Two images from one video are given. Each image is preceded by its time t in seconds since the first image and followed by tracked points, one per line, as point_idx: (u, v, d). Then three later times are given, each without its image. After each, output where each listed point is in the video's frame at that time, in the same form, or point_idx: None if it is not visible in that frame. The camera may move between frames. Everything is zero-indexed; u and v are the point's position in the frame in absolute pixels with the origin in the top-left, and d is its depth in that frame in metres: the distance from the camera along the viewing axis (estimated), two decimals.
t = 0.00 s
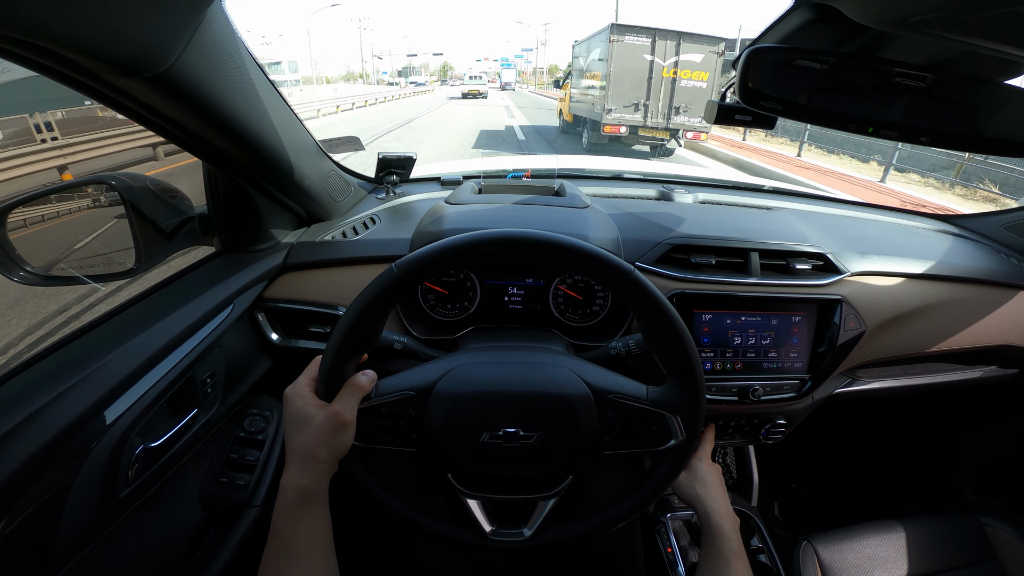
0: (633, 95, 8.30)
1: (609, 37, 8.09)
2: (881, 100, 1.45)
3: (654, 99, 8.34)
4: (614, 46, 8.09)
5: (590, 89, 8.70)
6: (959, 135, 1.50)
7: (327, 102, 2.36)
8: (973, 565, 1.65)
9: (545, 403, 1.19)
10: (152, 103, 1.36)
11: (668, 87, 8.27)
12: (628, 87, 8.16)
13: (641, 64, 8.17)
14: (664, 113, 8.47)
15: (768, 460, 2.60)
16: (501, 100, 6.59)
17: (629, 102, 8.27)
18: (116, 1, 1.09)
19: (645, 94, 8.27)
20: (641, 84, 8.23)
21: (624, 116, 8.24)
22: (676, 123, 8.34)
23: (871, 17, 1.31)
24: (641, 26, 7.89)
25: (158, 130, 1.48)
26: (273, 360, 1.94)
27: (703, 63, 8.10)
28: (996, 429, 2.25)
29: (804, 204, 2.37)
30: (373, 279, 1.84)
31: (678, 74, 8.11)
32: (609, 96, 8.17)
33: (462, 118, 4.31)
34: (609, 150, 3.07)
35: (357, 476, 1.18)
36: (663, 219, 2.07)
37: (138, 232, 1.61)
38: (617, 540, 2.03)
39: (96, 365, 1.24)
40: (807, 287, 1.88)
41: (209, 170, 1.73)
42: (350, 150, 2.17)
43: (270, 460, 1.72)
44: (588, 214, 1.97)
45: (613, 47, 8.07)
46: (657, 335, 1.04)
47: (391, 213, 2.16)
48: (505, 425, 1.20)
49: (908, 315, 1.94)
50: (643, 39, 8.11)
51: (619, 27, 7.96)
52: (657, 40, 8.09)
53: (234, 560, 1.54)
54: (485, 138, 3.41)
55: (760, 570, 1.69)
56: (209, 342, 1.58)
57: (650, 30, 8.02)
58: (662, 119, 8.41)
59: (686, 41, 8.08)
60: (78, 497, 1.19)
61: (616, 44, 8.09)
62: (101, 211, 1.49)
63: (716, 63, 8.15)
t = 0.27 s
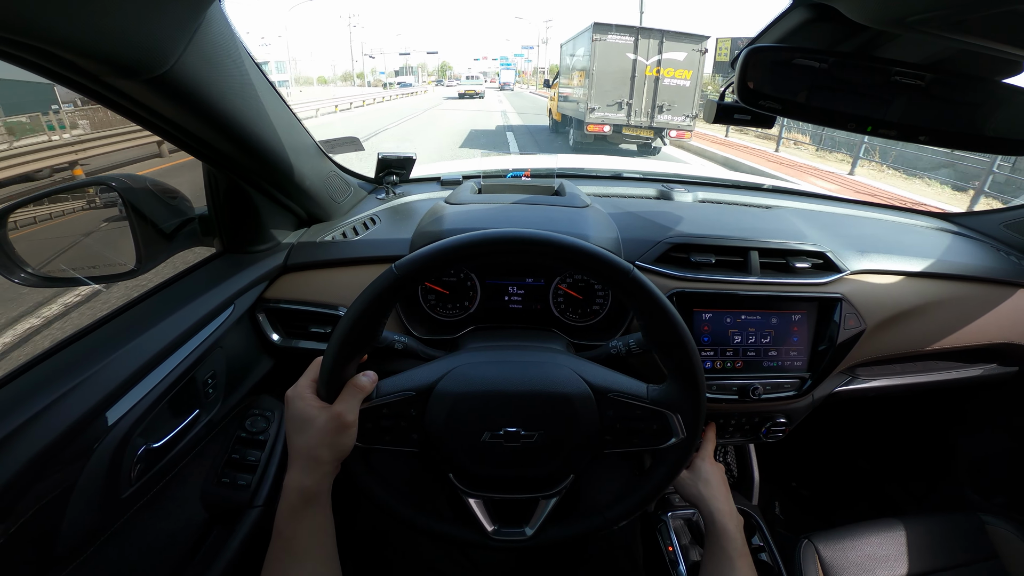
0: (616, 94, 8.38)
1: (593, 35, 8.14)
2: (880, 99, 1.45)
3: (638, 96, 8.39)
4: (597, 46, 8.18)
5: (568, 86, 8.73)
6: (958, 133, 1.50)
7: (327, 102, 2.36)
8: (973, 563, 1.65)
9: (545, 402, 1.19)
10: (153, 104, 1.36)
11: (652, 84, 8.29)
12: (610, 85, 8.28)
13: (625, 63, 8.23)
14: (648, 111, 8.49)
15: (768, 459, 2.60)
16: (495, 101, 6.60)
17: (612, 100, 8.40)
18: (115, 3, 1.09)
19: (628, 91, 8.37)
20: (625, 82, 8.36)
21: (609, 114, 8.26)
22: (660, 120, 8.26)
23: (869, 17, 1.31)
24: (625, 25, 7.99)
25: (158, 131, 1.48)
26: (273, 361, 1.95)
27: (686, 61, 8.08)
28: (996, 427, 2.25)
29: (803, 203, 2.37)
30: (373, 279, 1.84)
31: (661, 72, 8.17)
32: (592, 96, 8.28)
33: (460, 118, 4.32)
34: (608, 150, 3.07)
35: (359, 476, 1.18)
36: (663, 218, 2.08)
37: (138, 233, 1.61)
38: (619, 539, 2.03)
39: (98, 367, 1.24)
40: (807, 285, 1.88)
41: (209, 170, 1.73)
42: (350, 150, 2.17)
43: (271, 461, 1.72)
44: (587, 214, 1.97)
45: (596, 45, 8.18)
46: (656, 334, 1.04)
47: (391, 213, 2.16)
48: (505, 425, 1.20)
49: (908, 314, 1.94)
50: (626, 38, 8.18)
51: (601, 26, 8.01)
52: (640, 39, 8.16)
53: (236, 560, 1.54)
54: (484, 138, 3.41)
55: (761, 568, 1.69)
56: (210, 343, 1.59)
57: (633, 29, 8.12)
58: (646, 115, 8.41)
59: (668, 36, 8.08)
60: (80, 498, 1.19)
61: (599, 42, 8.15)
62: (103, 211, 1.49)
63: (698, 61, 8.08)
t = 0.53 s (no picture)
0: (604, 92, 8.44)
1: (579, 33, 8.17)
2: (879, 98, 1.45)
3: (624, 95, 8.43)
4: (584, 43, 8.21)
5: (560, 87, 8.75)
6: (958, 133, 1.50)
7: (327, 104, 2.36)
8: (977, 563, 1.64)
9: (546, 403, 1.19)
10: (154, 106, 1.36)
11: (637, 84, 8.27)
12: (597, 85, 8.36)
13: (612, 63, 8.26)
14: (635, 109, 8.47)
15: (770, 459, 2.60)
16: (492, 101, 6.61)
17: (598, 98, 8.46)
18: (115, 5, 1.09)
19: (615, 91, 8.43)
20: (612, 82, 8.39)
21: (595, 113, 8.32)
22: (646, 119, 8.24)
23: (869, 16, 1.31)
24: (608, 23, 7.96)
25: (159, 133, 1.48)
26: (274, 362, 1.95)
27: (674, 59, 8.07)
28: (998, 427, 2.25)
29: (803, 203, 2.37)
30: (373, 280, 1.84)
31: (648, 70, 8.07)
32: (580, 96, 8.35)
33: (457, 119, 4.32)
34: (608, 150, 3.07)
35: (361, 478, 1.18)
36: (663, 219, 2.08)
37: (139, 235, 1.61)
38: (620, 540, 2.03)
39: (98, 369, 1.24)
40: (808, 285, 1.88)
41: (209, 173, 1.74)
42: (350, 152, 2.18)
43: (272, 463, 1.72)
44: (588, 214, 1.97)
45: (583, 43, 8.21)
46: (656, 334, 1.04)
47: (392, 214, 2.17)
48: (506, 426, 1.20)
49: (908, 313, 1.94)
50: (612, 36, 8.15)
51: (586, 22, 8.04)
52: (626, 37, 8.11)
53: (238, 563, 1.54)
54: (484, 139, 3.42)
55: (764, 569, 1.68)
56: (210, 345, 1.58)
57: (618, 26, 8.08)
58: (633, 115, 8.43)
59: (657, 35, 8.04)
60: (82, 500, 1.19)
61: (586, 40, 8.18)
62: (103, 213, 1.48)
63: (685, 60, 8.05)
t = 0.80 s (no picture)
0: (592, 92, 8.43)
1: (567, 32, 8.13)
2: (880, 98, 1.45)
3: (613, 95, 8.39)
4: (569, 43, 8.18)
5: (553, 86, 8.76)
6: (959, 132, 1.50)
7: (327, 102, 2.35)
8: (974, 563, 1.65)
9: (546, 400, 1.19)
10: (153, 104, 1.36)
11: (626, 84, 8.22)
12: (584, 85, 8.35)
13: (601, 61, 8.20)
14: (624, 109, 8.47)
15: (769, 459, 2.60)
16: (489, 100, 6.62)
17: (587, 98, 8.48)
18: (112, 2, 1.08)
19: (603, 91, 8.40)
20: (599, 80, 8.34)
21: (583, 113, 8.33)
22: (635, 119, 8.16)
23: (869, 16, 1.31)
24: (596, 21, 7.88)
25: (158, 131, 1.48)
26: (274, 361, 1.95)
27: (663, 58, 7.99)
28: (997, 427, 2.25)
29: (803, 202, 2.37)
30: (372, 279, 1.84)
31: (637, 69, 7.99)
32: (564, 95, 8.39)
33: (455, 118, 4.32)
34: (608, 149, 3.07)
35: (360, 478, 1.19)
36: (663, 218, 2.07)
37: (138, 234, 1.60)
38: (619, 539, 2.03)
39: (97, 367, 1.24)
40: (808, 284, 1.88)
41: (209, 171, 1.73)
42: (350, 150, 2.17)
43: (272, 461, 1.72)
44: (587, 213, 1.97)
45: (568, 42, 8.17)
46: (655, 332, 1.04)
47: (391, 213, 2.16)
48: (505, 425, 1.20)
49: (908, 313, 1.94)
50: (601, 34, 8.09)
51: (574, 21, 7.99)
52: (614, 34, 8.05)
53: (237, 560, 1.54)
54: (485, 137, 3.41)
55: (762, 568, 1.69)
56: (210, 343, 1.58)
57: (605, 24, 7.99)
58: (621, 116, 8.41)
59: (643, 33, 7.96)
60: (80, 499, 1.19)
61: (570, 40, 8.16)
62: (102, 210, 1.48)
63: (675, 57, 7.97)
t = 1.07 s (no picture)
0: (580, 92, 8.42)
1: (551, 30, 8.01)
2: (878, 99, 1.45)
3: (602, 96, 8.40)
4: (557, 41, 8.08)
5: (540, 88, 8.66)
6: (958, 134, 1.50)
7: (327, 102, 2.35)
8: (975, 563, 1.65)
9: (546, 401, 1.19)
10: (153, 105, 1.36)
11: (616, 82, 8.24)
12: (572, 85, 8.33)
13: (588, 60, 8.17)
14: (614, 110, 8.44)
15: (768, 459, 2.60)
16: (487, 102, 6.62)
17: (575, 98, 8.44)
18: (112, 2, 1.08)
19: (592, 91, 8.40)
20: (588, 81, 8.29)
21: (570, 113, 8.37)
22: (626, 119, 8.24)
23: (868, 17, 1.31)
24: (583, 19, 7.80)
25: (158, 132, 1.48)
26: (273, 361, 1.95)
27: (654, 55, 7.66)
28: (996, 428, 2.26)
29: (802, 204, 2.37)
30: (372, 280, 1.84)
31: (627, 69, 8.06)
32: (553, 97, 8.35)
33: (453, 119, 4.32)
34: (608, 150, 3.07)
35: (360, 480, 1.18)
36: (662, 219, 2.08)
37: (138, 235, 1.60)
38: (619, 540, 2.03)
39: (96, 368, 1.24)
40: (807, 286, 1.88)
41: (209, 172, 1.73)
42: (349, 151, 2.18)
43: (271, 461, 1.72)
44: (587, 214, 1.97)
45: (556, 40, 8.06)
46: (655, 333, 1.04)
47: (391, 213, 2.16)
48: (505, 426, 1.20)
49: (908, 314, 1.94)
50: (590, 32, 8.02)
51: (560, 19, 7.87)
52: (603, 32, 8.00)
53: (236, 562, 1.54)
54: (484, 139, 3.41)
55: (762, 569, 1.69)
56: (209, 344, 1.58)
57: (595, 22, 7.86)
58: (612, 117, 8.42)
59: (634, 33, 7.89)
60: (79, 500, 1.18)
61: (558, 37, 8.04)
62: (102, 211, 1.48)
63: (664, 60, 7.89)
